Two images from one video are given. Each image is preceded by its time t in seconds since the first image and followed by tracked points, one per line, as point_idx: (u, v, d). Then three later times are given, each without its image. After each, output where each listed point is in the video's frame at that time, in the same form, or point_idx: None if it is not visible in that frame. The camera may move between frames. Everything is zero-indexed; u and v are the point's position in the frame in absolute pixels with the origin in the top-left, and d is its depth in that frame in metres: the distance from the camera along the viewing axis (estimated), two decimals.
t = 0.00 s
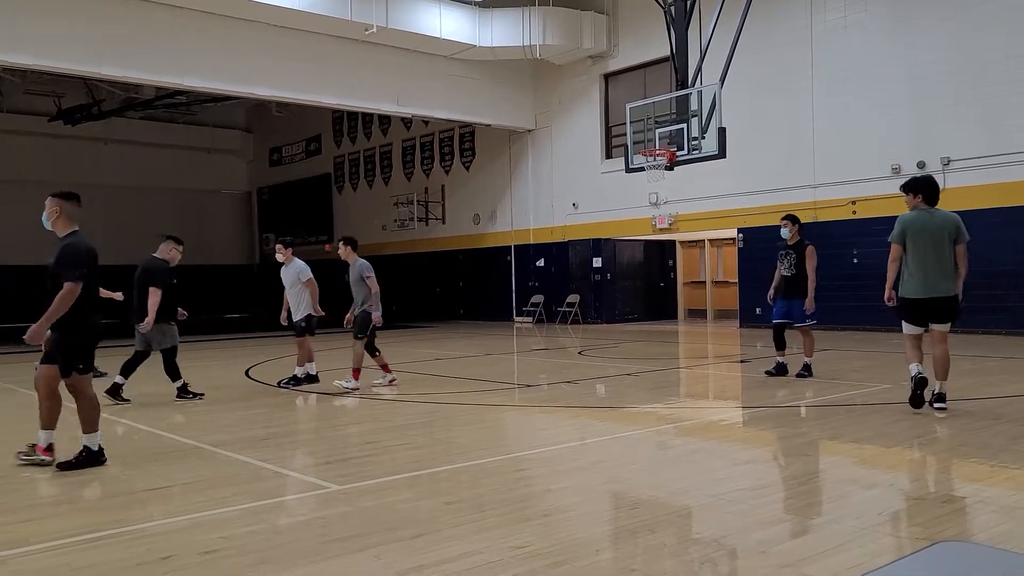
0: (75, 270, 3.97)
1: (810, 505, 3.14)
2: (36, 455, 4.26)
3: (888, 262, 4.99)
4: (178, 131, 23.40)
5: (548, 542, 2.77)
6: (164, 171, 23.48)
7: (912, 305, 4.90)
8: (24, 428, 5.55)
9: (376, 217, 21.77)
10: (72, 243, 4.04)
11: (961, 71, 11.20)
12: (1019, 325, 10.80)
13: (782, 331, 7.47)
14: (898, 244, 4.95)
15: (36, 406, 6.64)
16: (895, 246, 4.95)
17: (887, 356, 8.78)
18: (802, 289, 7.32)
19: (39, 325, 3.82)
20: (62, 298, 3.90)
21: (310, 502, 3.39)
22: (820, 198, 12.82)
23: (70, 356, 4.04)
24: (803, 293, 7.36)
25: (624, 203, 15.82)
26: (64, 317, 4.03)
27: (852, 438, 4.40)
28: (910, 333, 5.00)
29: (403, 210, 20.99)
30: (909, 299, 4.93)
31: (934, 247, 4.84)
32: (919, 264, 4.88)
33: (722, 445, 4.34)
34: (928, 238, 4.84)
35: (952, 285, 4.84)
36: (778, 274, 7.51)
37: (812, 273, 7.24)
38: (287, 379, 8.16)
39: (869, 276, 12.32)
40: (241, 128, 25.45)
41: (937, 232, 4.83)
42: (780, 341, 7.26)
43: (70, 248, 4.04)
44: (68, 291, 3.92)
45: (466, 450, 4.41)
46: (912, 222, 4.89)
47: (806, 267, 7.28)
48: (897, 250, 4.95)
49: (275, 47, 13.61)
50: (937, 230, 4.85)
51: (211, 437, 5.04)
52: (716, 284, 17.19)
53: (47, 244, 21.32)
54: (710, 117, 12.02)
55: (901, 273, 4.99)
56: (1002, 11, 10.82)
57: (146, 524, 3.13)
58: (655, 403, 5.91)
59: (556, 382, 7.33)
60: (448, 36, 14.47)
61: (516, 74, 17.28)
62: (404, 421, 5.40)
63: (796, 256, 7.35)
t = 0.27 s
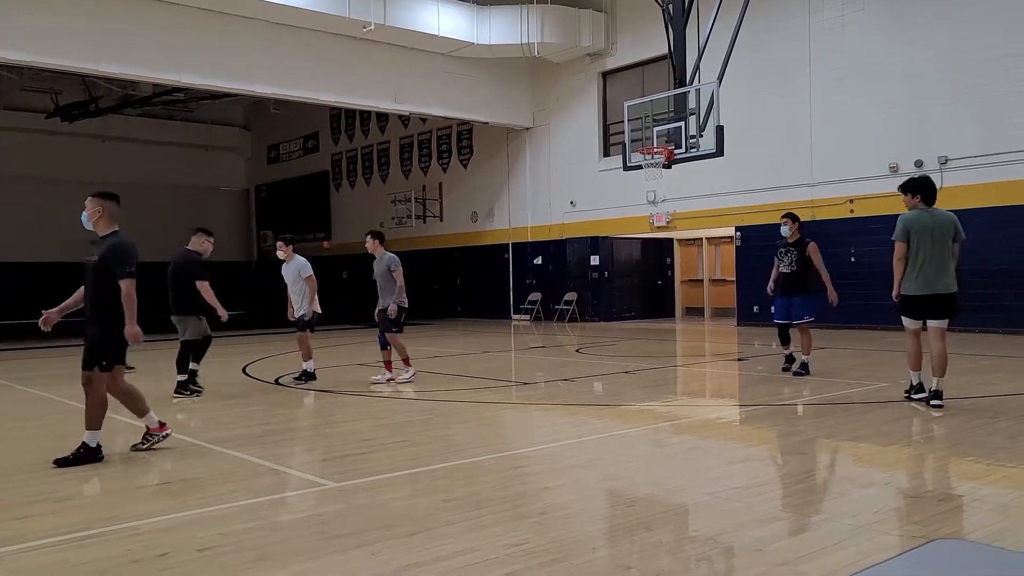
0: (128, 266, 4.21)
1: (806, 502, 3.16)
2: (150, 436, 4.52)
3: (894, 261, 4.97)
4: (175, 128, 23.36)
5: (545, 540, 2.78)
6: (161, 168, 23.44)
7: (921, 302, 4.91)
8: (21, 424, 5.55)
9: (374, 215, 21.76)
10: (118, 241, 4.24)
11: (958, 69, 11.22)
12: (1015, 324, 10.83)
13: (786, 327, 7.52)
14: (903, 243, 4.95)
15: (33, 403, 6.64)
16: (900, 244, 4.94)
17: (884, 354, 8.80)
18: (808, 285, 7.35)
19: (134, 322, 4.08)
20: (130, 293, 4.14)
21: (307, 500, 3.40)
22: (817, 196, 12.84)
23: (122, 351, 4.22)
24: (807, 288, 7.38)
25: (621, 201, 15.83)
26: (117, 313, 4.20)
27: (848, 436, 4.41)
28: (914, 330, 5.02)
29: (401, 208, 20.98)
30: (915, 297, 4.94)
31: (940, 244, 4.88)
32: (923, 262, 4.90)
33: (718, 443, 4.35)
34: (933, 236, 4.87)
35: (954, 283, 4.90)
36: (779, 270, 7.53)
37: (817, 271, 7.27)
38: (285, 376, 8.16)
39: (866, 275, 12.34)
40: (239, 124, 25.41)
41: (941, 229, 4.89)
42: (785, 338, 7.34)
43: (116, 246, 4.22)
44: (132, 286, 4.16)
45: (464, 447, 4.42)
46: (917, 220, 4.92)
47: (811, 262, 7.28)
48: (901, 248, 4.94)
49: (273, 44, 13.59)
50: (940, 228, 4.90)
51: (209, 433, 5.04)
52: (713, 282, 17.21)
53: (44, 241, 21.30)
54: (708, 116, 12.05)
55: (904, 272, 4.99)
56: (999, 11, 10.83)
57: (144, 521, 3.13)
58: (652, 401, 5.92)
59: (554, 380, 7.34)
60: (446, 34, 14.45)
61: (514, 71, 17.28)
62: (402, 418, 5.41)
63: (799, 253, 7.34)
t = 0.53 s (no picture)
0: (160, 258, 4.28)
1: (802, 501, 3.16)
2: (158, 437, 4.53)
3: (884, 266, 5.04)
4: (172, 125, 23.30)
5: (541, 538, 2.78)
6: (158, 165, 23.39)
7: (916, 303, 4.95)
8: (16, 421, 5.53)
9: (371, 213, 21.73)
10: (151, 235, 4.31)
11: (956, 70, 11.24)
12: (1011, 325, 10.85)
13: (784, 327, 7.53)
14: (893, 247, 5.01)
15: (28, 400, 6.62)
16: (890, 249, 5.01)
17: (879, 354, 8.81)
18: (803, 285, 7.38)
19: (163, 316, 4.19)
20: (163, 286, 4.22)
21: (301, 497, 3.39)
22: (814, 196, 12.86)
23: (156, 342, 4.34)
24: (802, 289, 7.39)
25: (618, 200, 15.85)
26: (150, 304, 4.30)
27: (844, 436, 4.42)
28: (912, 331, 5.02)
29: (398, 205, 20.96)
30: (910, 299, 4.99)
31: (932, 246, 4.93)
32: (915, 266, 4.95)
33: (714, 442, 4.35)
34: (923, 241, 4.93)
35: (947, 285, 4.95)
36: (773, 270, 7.51)
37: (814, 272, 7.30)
38: (281, 373, 8.15)
39: (863, 275, 12.36)
40: (236, 121, 25.37)
41: (933, 233, 4.93)
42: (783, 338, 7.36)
43: (147, 240, 4.30)
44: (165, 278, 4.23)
45: (460, 445, 4.42)
46: (906, 224, 4.98)
47: (806, 261, 7.35)
48: (893, 254, 5.00)
49: (271, 41, 13.58)
50: (931, 232, 4.95)
51: (204, 431, 5.04)
52: (709, 282, 17.22)
53: (40, 237, 21.24)
54: (705, 115, 12.06)
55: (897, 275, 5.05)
56: (997, 13, 10.84)
57: (138, 518, 3.13)
58: (649, 400, 5.92)
59: (550, 379, 7.34)
60: (444, 32, 14.43)
61: (511, 70, 17.27)
62: (398, 416, 5.41)
63: (795, 254, 7.35)
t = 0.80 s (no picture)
0: (183, 257, 4.26)
1: (796, 502, 3.17)
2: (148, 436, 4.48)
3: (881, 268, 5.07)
4: (168, 123, 23.26)
5: (535, 538, 2.78)
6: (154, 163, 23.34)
7: (915, 305, 4.97)
8: (10, 419, 5.52)
9: (368, 212, 21.71)
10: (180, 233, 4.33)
11: (953, 73, 11.26)
12: (1006, 329, 10.88)
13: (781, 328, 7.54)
14: (891, 251, 5.04)
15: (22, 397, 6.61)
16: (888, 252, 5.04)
17: (874, 356, 8.84)
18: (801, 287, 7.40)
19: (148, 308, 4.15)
20: (175, 283, 4.21)
21: (295, 496, 3.38)
22: (810, 198, 12.89)
23: (181, 339, 4.35)
24: (800, 290, 7.41)
25: (615, 201, 15.86)
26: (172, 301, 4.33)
27: (838, 437, 4.43)
28: (912, 331, 5.02)
29: (395, 205, 20.93)
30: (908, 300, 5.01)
31: (929, 249, 4.96)
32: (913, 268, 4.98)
33: (709, 443, 4.36)
34: (923, 244, 4.96)
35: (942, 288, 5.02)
36: (773, 270, 7.53)
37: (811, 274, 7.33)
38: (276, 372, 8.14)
39: (858, 277, 12.39)
40: (233, 120, 25.33)
41: (932, 236, 4.97)
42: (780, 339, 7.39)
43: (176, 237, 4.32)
44: (178, 276, 4.22)
45: (455, 445, 4.42)
46: (904, 228, 5.01)
47: (805, 264, 7.36)
48: (891, 257, 5.03)
49: (268, 39, 13.57)
50: (930, 235, 4.98)
51: (199, 430, 5.03)
52: (705, 283, 17.25)
53: (35, 235, 21.19)
54: (702, 116, 12.09)
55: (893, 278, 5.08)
56: (994, 17, 10.88)
57: (132, 516, 3.12)
58: (644, 401, 5.93)
59: (546, 379, 7.34)
60: (442, 32, 14.42)
61: (509, 70, 17.28)
62: (393, 415, 5.41)
63: (792, 255, 7.37)
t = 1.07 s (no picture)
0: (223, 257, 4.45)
1: (791, 505, 3.17)
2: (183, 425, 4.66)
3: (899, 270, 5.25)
4: (169, 119, 23.25)
5: (531, 538, 2.79)
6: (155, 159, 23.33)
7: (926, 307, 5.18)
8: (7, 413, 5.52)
9: (367, 210, 21.71)
10: (223, 233, 4.50)
11: (954, 77, 11.27)
12: (1004, 334, 10.90)
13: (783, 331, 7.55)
14: (910, 252, 5.23)
15: (20, 392, 6.61)
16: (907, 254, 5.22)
17: (872, 360, 8.85)
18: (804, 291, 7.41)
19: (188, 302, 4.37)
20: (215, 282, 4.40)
21: (293, 494, 3.39)
22: (810, 201, 12.90)
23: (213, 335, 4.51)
24: (804, 293, 7.41)
25: (614, 203, 15.87)
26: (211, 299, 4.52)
27: (836, 440, 4.43)
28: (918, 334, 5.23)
29: (395, 204, 20.92)
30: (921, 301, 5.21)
31: (942, 255, 5.22)
32: (928, 271, 5.21)
33: (707, 444, 4.37)
34: (938, 248, 5.22)
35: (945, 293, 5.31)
36: (777, 274, 7.54)
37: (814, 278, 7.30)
38: (275, 369, 8.15)
39: (857, 281, 12.41)
40: (234, 117, 25.32)
41: (944, 242, 5.25)
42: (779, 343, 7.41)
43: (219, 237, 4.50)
44: (219, 275, 4.42)
45: (453, 444, 4.42)
46: (921, 231, 5.22)
47: (808, 268, 7.33)
48: (912, 258, 5.21)
49: (270, 37, 13.57)
50: (941, 241, 5.26)
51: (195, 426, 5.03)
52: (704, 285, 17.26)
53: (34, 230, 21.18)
54: (702, 118, 12.10)
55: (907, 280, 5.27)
56: (994, 23, 10.89)
57: (128, 512, 3.13)
58: (642, 402, 5.94)
59: (544, 379, 7.35)
60: (443, 32, 14.41)
61: (510, 71, 17.28)
62: (392, 414, 5.41)
63: (797, 258, 7.37)
